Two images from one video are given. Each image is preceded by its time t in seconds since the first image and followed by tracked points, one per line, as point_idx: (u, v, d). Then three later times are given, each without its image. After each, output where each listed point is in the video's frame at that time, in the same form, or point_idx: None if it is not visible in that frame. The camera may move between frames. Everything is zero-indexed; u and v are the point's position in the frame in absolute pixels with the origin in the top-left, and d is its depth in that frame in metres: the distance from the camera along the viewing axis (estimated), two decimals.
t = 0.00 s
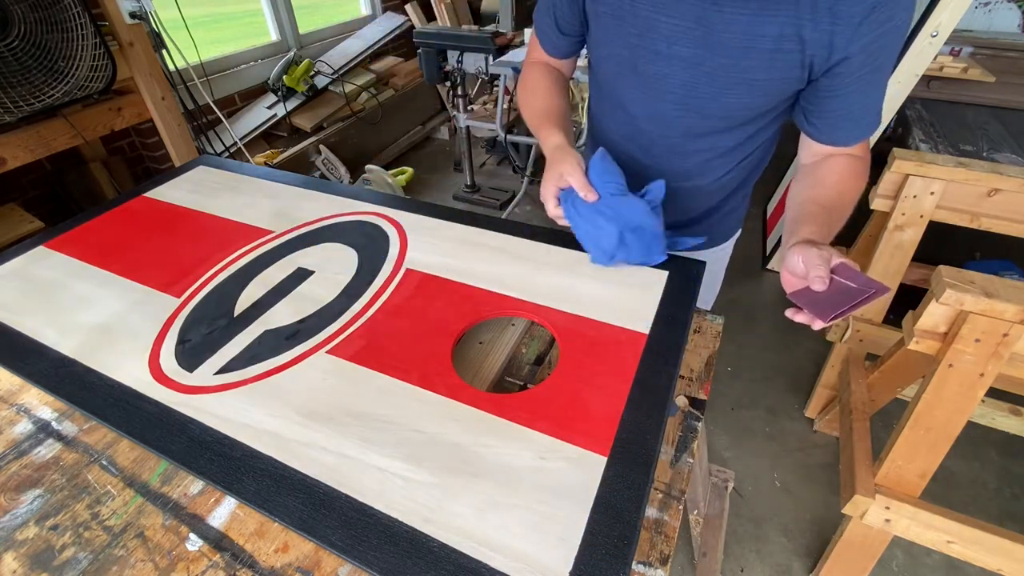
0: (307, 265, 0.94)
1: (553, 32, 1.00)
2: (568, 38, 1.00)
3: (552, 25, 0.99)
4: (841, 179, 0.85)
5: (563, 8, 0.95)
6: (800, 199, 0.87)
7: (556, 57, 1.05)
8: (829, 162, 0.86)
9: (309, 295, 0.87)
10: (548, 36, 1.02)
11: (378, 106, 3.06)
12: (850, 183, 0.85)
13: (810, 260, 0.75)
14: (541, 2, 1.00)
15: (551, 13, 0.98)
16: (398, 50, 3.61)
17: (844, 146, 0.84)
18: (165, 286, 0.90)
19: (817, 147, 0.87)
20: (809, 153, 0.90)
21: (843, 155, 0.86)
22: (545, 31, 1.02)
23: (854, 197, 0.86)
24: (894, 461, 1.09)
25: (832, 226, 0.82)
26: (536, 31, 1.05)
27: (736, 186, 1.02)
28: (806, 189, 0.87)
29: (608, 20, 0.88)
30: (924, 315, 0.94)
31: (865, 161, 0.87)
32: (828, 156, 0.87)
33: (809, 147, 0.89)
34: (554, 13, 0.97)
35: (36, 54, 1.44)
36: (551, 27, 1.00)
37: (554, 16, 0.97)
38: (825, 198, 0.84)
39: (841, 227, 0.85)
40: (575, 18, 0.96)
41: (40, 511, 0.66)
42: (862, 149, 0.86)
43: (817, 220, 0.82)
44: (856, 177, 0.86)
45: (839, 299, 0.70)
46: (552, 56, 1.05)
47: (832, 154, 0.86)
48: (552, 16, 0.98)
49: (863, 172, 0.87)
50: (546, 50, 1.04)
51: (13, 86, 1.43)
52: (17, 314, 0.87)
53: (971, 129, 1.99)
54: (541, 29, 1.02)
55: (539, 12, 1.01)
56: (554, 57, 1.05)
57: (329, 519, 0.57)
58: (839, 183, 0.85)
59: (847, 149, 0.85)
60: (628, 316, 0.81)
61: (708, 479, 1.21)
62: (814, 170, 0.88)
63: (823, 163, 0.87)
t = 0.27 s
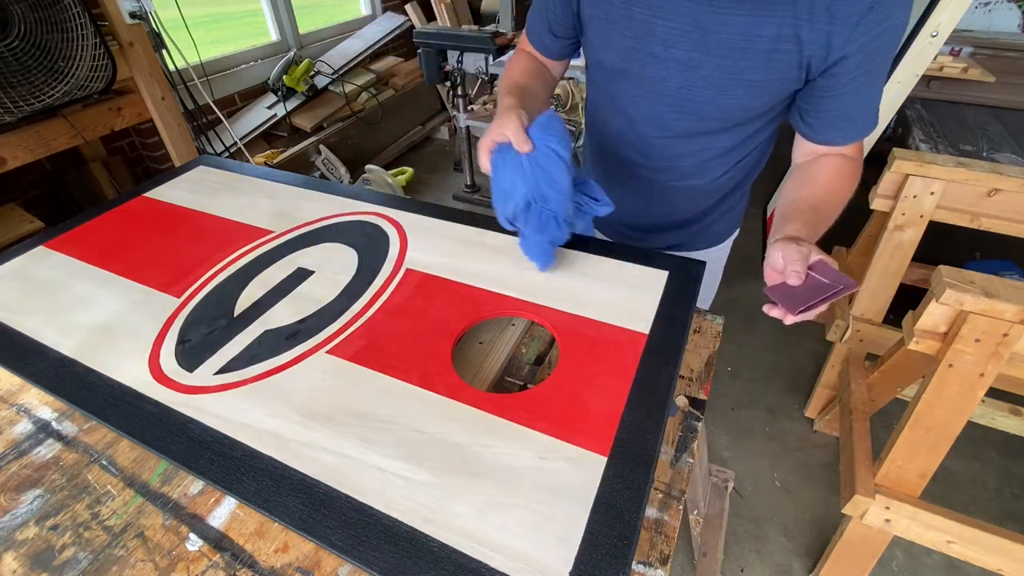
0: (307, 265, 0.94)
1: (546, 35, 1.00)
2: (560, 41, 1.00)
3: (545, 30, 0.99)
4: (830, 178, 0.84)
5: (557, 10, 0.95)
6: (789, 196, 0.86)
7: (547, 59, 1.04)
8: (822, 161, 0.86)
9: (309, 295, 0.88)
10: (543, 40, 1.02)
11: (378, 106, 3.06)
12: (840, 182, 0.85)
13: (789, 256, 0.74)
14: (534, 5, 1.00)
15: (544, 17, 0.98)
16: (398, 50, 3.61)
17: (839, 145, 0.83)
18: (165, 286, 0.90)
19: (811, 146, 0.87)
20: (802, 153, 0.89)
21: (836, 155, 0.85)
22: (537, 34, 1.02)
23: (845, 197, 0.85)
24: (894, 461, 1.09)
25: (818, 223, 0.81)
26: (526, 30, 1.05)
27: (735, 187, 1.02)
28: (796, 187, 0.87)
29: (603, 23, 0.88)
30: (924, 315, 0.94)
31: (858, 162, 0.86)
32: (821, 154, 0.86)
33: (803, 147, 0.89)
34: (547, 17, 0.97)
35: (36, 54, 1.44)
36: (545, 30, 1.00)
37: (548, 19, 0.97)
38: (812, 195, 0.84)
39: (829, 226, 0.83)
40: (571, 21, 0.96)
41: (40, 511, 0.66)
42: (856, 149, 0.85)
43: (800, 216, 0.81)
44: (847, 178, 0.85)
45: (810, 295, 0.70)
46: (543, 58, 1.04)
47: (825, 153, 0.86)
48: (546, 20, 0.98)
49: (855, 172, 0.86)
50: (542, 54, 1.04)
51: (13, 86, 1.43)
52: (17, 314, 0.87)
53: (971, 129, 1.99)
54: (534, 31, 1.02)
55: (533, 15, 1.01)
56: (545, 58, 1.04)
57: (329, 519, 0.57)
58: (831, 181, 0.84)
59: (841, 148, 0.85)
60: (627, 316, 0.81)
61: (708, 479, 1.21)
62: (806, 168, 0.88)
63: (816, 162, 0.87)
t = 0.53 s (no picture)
0: (307, 265, 0.94)
1: (535, 30, 0.98)
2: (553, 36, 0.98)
3: (536, 24, 0.97)
4: (809, 181, 0.83)
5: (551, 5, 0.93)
6: (765, 193, 0.85)
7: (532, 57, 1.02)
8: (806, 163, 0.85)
9: (309, 295, 0.87)
10: (527, 33, 0.99)
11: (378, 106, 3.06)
12: (819, 188, 0.83)
13: (738, 246, 0.73)
14: None
15: (538, 12, 0.95)
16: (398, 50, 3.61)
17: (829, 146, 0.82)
18: (164, 286, 0.90)
19: (800, 146, 0.85)
20: (791, 153, 0.88)
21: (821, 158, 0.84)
22: (524, 28, 0.99)
23: (822, 204, 0.84)
24: (894, 461, 1.09)
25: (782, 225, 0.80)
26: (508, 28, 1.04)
27: (734, 187, 1.02)
28: (774, 185, 0.85)
29: (600, 21, 0.88)
30: (924, 315, 0.94)
31: (843, 169, 0.85)
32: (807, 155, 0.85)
33: (793, 147, 0.87)
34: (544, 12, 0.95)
35: (36, 54, 1.44)
36: (534, 25, 0.97)
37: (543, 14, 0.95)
38: (785, 195, 0.83)
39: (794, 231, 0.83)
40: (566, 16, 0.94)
41: (40, 511, 0.66)
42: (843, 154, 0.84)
43: (767, 215, 0.81)
44: (828, 184, 0.84)
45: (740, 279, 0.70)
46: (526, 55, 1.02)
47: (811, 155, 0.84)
48: (539, 14, 0.95)
49: (838, 179, 0.85)
50: (520, 47, 1.01)
51: (13, 86, 1.43)
52: (17, 315, 0.87)
53: (971, 129, 1.99)
54: (521, 24, 0.99)
55: (521, 9, 0.98)
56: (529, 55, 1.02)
57: (329, 519, 0.57)
58: (813, 184, 0.83)
59: (829, 151, 0.83)
60: (627, 316, 0.81)
61: (708, 479, 1.21)
62: (789, 169, 0.86)
63: (800, 164, 0.85)
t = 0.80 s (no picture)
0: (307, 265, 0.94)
1: (532, 28, 0.98)
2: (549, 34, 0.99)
3: (533, 24, 0.98)
4: (809, 180, 0.84)
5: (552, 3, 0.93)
6: (766, 192, 0.86)
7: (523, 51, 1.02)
8: (804, 161, 0.85)
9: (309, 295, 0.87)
10: (521, 29, 1.00)
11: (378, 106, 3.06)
12: (819, 185, 0.84)
13: (751, 244, 0.73)
14: None
15: (534, 10, 0.96)
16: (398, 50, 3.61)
17: (830, 143, 0.83)
18: (165, 286, 0.90)
19: (801, 143, 0.86)
20: (792, 150, 0.88)
21: (819, 155, 0.85)
22: (520, 24, 0.99)
23: (823, 200, 0.85)
24: (894, 461, 1.09)
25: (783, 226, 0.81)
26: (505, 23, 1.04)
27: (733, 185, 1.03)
28: (775, 184, 0.86)
29: (603, 21, 0.88)
30: (924, 315, 0.94)
31: (842, 165, 0.85)
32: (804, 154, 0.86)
33: (794, 144, 0.88)
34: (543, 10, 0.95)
35: (36, 54, 1.44)
36: (531, 23, 0.98)
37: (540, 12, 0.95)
38: (787, 195, 0.84)
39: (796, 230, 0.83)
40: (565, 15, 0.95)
41: (40, 511, 0.66)
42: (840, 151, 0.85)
43: (769, 215, 0.82)
44: (826, 181, 0.84)
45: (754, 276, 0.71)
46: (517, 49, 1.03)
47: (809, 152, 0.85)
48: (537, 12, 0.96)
49: (837, 175, 0.85)
50: (511, 37, 1.02)
51: (13, 86, 1.43)
52: (17, 315, 0.87)
53: (971, 129, 1.99)
54: (517, 20, 1.00)
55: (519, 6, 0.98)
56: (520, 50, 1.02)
57: (329, 519, 0.57)
58: (812, 183, 0.84)
59: (831, 148, 0.84)
60: (627, 316, 0.81)
61: (708, 479, 1.21)
62: (788, 167, 0.87)
63: (800, 162, 0.86)
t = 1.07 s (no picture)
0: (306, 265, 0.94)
1: (536, 33, 0.98)
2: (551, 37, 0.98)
3: (537, 29, 0.97)
4: (826, 177, 0.85)
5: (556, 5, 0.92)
6: (785, 193, 0.87)
7: (528, 56, 1.02)
8: (818, 160, 0.86)
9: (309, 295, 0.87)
10: (525, 34, 0.99)
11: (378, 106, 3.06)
12: (837, 181, 0.85)
13: (788, 250, 0.74)
14: None
15: (539, 14, 0.95)
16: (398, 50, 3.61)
17: (843, 140, 0.84)
18: (165, 286, 0.90)
19: (814, 142, 0.87)
20: (804, 148, 0.89)
21: (833, 153, 0.85)
22: (523, 28, 0.99)
23: (840, 196, 0.86)
24: (894, 461, 1.09)
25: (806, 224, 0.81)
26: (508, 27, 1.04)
27: (732, 185, 1.03)
28: (792, 185, 0.87)
29: (604, 23, 0.88)
30: (924, 315, 0.94)
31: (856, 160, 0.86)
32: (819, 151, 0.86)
33: (805, 142, 0.89)
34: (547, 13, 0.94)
35: (36, 54, 1.44)
36: (536, 27, 0.97)
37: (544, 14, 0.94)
38: (808, 195, 0.84)
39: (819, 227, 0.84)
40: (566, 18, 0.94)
41: (40, 511, 0.66)
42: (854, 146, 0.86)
43: (794, 216, 0.82)
44: (842, 178, 0.85)
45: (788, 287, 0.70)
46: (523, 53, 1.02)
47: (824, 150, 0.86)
48: (540, 15, 0.95)
49: (852, 171, 0.86)
50: (516, 43, 1.02)
51: (13, 86, 1.43)
52: (17, 315, 0.87)
53: (970, 129, 1.99)
54: (521, 25, 0.99)
55: (522, 11, 0.98)
56: (524, 54, 1.02)
57: (329, 519, 0.57)
58: (828, 179, 0.85)
59: (843, 145, 0.85)
60: (627, 316, 0.81)
61: (707, 479, 1.21)
62: (803, 166, 0.88)
63: (814, 160, 0.87)
